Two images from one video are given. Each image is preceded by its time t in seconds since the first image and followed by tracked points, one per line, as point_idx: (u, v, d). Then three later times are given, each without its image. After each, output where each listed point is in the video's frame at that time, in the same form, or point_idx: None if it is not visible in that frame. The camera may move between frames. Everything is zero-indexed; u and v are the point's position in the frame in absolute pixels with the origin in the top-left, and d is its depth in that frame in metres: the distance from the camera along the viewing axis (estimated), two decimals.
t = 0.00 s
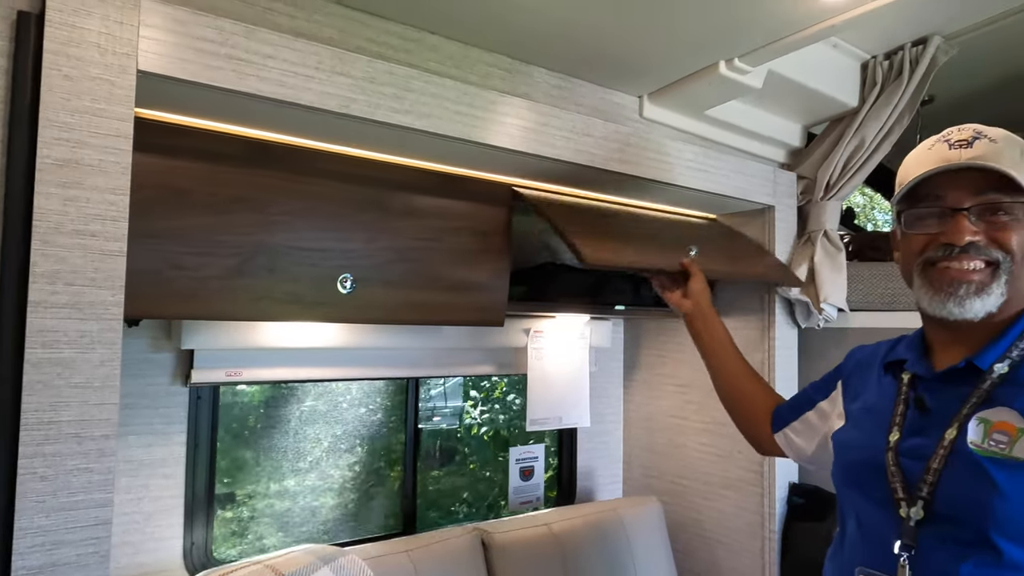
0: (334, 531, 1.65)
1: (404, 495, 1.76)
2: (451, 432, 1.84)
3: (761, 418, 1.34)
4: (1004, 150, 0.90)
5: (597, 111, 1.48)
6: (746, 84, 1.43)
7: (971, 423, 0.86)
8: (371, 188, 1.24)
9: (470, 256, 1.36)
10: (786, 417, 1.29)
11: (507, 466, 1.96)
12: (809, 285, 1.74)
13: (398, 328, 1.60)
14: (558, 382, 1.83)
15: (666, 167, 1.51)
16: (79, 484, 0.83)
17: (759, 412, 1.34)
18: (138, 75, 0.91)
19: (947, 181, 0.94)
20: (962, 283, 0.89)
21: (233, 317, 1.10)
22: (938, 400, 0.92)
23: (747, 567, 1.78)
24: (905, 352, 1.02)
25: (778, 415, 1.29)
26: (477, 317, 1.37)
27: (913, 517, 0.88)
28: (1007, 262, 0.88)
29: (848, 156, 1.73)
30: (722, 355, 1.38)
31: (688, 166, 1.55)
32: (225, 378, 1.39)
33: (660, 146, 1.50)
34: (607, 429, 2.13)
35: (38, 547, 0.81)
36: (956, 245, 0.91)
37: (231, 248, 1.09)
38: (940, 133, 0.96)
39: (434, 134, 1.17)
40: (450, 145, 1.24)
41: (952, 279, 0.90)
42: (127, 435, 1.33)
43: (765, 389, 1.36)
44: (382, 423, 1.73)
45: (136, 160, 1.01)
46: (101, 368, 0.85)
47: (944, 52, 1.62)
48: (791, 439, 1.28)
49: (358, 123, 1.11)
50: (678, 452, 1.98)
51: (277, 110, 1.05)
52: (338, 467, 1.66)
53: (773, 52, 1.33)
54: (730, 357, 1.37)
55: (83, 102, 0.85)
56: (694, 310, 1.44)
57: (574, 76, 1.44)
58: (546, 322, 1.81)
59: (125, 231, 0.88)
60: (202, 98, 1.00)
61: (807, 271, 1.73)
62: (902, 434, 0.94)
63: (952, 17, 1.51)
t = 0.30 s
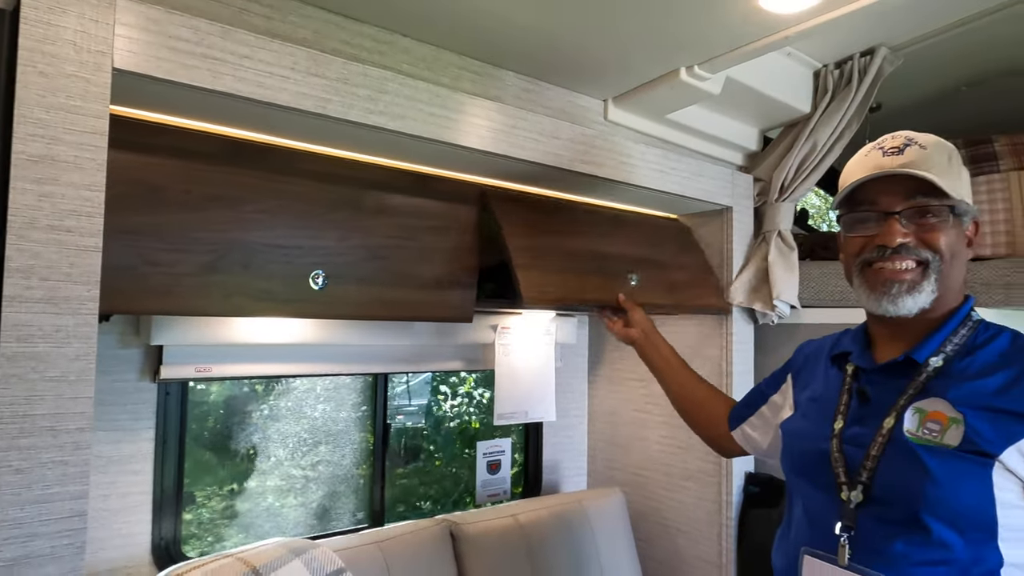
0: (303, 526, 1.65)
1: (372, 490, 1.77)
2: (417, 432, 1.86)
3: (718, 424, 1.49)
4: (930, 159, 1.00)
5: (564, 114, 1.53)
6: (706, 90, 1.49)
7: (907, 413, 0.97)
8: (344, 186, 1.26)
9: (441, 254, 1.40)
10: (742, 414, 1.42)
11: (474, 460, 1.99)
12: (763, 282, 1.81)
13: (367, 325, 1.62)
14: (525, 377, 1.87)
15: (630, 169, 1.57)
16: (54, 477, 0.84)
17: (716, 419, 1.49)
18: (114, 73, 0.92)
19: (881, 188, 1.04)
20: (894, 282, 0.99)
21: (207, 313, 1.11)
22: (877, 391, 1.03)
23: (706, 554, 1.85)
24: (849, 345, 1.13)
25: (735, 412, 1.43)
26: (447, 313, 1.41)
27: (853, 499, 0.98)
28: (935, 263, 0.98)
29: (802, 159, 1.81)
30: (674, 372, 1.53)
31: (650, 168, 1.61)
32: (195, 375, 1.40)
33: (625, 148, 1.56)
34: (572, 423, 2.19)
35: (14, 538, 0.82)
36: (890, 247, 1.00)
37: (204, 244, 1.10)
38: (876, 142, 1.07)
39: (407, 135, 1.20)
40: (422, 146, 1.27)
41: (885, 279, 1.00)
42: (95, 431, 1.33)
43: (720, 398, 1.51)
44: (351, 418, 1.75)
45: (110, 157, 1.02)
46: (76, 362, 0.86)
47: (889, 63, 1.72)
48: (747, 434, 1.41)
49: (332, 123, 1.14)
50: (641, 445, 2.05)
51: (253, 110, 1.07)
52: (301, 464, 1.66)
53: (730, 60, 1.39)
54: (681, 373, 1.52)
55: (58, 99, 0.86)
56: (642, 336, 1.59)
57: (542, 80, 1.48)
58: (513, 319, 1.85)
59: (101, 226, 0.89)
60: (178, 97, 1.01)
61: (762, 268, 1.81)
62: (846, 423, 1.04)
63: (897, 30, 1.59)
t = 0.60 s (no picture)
0: (274, 522, 1.66)
1: (344, 486, 1.78)
2: (387, 428, 1.87)
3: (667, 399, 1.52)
4: (822, 168, 1.10)
5: (535, 113, 1.56)
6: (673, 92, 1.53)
7: (847, 403, 1.03)
8: (317, 182, 1.27)
9: (414, 251, 1.41)
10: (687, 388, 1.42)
11: (445, 456, 2.01)
12: (729, 280, 1.86)
13: (339, 321, 1.63)
14: (495, 372, 1.89)
15: (599, 167, 1.60)
16: (25, 473, 0.84)
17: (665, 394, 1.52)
18: (85, 67, 0.92)
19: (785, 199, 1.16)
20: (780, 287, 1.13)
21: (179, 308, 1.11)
22: (819, 381, 1.09)
23: (672, 543, 1.90)
24: (796, 337, 1.18)
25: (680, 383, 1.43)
26: (419, 309, 1.43)
27: (795, 484, 1.04)
28: (807, 267, 1.09)
29: (765, 160, 1.86)
30: (619, 362, 1.59)
31: (619, 167, 1.65)
32: (164, 371, 1.40)
33: (594, 147, 1.59)
34: (542, 418, 2.22)
35: None
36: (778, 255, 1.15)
37: (176, 240, 1.10)
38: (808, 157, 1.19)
39: (379, 132, 1.21)
40: (395, 143, 1.28)
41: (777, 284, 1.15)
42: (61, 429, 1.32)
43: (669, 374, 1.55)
44: (323, 414, 1.75)
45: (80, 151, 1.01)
46: (47, 358, 0.86)
47: (849, 68, 1.78)
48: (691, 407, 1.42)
49: (305, 120, 1.14)
50: (609, 438, 2.09)
51: (226, 106, 1.07)
52: (272, 460, 1.66)
53: (697, 63, 1.43)
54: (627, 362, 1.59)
55: (28, 93, 0.85)
56: (584, 344, 1.64)
57: (514, 79, 1.51)
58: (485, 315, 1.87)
59: (72, 222, 0.89)
60: (150, 92, 1.01)
61: (729, 266, 1.85)
62: (791, 412, 1.10)
63: (856, 36, 1.65)
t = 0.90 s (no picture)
0: (249, 522, 1.66)
1: (319, 484, 1.79)
2: (362, 426, 1.87)
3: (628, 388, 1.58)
4: (766, 178, 1.16)
5: (509, 116, 1.58)
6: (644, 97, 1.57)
7: (796, 400, 1.07)
8: (292, 183, 1.27)
9: (390, 251, 1.42)
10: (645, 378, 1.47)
11: (420, 454, 2.02)
12: (699, 280, 1.90)
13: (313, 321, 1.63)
14: (470, 371, 1.91)
15: (572, 170, 1.63)
16: None
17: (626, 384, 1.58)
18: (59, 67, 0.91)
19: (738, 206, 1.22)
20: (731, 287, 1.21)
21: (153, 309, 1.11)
22: (771, 379, 1.13)
23: (643, 538, 1.94)
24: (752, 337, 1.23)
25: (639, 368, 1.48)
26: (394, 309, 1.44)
27: (747, 478, 1.08)
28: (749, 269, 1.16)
29: (734, 163, 1.91)
30: (583, 360, 1.65)
31: (591, 169, 1.67)
32: (138, 372, 1.39)
33: (567, 149, 1.62)
34: (516, 415, 2.25)
35: None
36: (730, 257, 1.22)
37: (150, 241, 1.10)
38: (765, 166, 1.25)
39: (356, 135, 1.22)
40: (371, 145, 1.29)
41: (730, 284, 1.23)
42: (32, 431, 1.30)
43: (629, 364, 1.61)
44: (297, 413, 1.75)
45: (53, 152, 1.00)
46: (22, 361, 0.85)
47: (814, 74, 1.83)
48: (647, 394, 1.47)
49: (282, 122, 1.15)
50: (582, 436, 2.12)
51: (201, 107, 1.07)
52: (246, 460, 1.66)
53: (667, 69, 1.46)
54: (591, 359, 1.65)
55: (3, 94, 0.85)
56: (548, 343, 1.70)
57: (489, 82, 1.53)
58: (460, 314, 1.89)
59: (47, 224, 0.88)
60: (124, 93, 1.01)
61: (698, 266, 1.90)
62: (745, 409, 1.14)
63: (821, 44, 1.71)
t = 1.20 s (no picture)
0: (222, 523, 1.64)
1: (295, 485, 1.78)
2: (337, 426, 1.87)
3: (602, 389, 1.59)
4: (736, 181, 1.19)
5: (486, 116, 1.58)
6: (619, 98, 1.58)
7: (761, 397, 1.09)
8: (267, 182, 1.26)
9: (366, 251, 1.42)
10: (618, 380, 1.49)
11: (396, 453, 2.02)
12: (673, 280, 1.93)
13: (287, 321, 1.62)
14: (446, 371, 1.91)
15: (548, 170, 1.64)
16: None
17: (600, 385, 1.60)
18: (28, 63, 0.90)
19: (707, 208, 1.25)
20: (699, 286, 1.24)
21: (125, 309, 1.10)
22: (737, 378, 1.15)
23: (618, 535, 1.96)
24: (719, 335, 1.25)
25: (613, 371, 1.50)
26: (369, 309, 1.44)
27: (715, 474, 1.10)
28: (717, 268, 1.18)
29: (708, 163, 1.93)
30: (555, 361, 1.67)
31: (567, 170, 1.69)
32: (108, 373, 1.37)
33: (543, 150, 1.63)
34: (492, 414, 2.26)
35: None
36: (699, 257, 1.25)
37: (123, 241, 1.09)
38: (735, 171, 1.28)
39: (332, 134, 1.22)
40: (346, 144, 1.29)
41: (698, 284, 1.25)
42: None
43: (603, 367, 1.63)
44: (272, 413, 1.74)
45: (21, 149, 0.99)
46: None
47: (784, 78, 1.87)
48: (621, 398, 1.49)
49: (257, 121, 1.14)
50: (558, 434, 2.14)
51: (174, 105, 1.06)
52: (219, 461, 1.65)
53: (642, 72, 1.48)
54: (562, 360, 1.67)
55: None
56: (519, 344, 1.72)
57: (465, 83, 1.53)
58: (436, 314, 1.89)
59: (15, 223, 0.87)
60: (95, 90, 0.99)
61: (672, 267, 1.92)
62: (713, 407, 1.17)
63: (792, 49, 1.74)
